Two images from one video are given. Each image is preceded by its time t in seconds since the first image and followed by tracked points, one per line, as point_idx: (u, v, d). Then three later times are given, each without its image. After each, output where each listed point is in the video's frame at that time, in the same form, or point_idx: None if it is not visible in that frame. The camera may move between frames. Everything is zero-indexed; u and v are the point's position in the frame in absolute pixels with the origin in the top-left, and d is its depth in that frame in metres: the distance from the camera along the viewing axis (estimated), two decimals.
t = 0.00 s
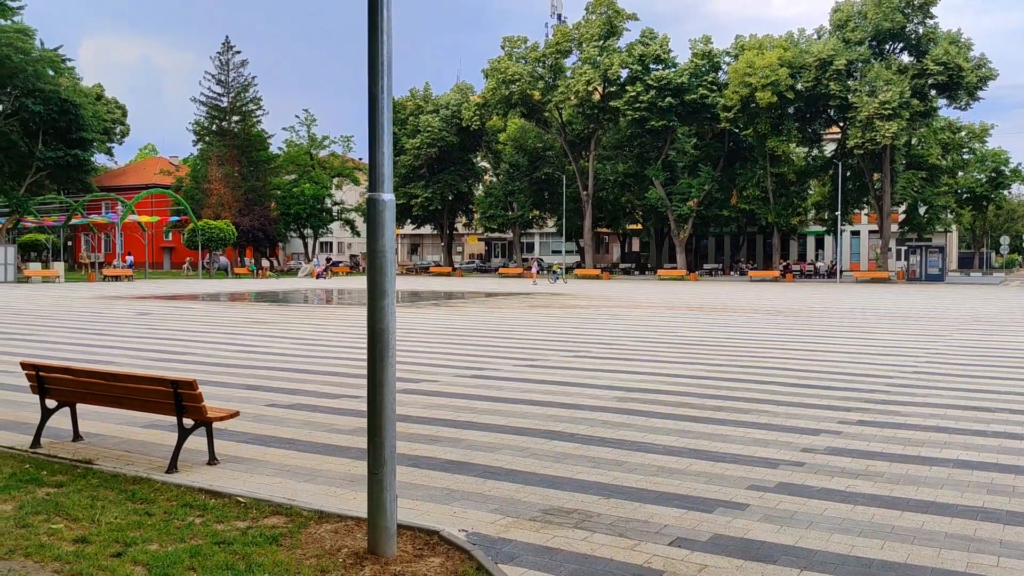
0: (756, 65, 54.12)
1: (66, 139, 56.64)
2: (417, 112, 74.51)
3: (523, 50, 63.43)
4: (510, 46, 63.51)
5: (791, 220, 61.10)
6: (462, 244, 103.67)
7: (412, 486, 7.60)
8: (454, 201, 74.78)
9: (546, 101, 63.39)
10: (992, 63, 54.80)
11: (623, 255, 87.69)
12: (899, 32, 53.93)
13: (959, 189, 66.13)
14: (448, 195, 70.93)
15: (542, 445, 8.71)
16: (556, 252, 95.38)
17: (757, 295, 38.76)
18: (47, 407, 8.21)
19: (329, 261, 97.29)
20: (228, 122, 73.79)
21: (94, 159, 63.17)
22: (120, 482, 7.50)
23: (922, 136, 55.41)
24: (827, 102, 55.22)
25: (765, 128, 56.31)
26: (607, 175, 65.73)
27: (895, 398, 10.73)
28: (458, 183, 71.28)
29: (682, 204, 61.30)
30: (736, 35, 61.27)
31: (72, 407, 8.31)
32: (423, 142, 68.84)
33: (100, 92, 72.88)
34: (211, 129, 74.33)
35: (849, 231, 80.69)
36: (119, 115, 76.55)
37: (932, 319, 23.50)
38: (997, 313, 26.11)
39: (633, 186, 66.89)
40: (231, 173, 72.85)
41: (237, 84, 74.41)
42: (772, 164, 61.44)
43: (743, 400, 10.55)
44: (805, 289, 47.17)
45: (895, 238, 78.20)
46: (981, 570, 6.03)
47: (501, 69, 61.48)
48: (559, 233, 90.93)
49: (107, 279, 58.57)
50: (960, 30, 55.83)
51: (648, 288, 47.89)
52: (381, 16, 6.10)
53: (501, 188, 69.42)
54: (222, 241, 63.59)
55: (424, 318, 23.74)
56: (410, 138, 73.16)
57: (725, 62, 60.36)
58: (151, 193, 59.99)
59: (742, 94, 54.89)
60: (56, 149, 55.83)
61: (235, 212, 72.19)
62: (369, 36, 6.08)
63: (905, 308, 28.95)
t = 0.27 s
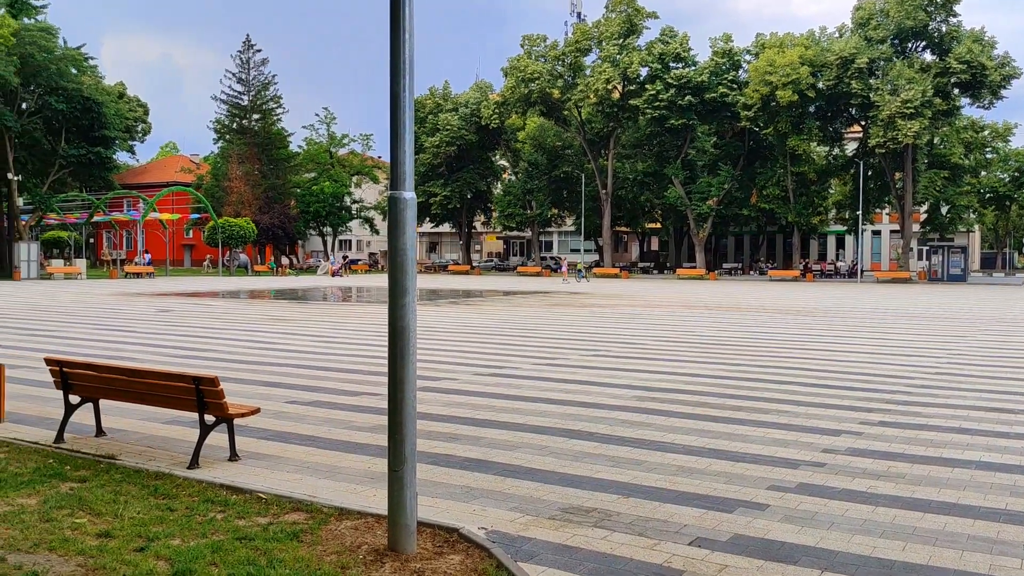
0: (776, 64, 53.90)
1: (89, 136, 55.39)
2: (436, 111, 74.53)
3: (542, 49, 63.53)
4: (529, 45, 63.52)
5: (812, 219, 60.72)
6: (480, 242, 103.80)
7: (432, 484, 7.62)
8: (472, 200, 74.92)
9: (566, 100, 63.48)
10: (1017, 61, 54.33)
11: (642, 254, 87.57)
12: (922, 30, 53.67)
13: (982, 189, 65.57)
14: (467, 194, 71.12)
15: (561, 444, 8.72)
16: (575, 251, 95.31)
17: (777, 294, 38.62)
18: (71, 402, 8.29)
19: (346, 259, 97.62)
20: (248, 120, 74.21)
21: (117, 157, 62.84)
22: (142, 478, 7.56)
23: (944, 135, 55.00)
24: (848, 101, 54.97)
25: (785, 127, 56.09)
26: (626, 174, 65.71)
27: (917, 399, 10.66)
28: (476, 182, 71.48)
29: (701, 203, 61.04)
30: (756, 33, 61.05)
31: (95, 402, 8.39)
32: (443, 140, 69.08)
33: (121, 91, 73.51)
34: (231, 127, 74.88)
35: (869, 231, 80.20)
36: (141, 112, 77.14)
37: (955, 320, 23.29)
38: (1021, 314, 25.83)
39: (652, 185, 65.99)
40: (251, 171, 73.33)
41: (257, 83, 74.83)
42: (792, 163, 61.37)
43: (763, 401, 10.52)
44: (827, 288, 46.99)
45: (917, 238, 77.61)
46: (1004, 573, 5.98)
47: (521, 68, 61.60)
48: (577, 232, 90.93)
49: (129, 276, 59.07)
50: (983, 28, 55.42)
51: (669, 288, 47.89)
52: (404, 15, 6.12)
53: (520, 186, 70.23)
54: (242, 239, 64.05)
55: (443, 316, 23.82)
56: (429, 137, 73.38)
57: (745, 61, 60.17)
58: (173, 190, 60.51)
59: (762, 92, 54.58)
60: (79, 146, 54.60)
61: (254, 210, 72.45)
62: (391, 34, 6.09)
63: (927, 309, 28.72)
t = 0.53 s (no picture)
0: (797, 62, 53.55)
1: (111, 135, 55.85)
2: (455, 109, 74.58)
3: (562, 47, 63.55)
4: (549, 44, 63.57)
5: (833, 218, 60.17)
6: (499, 241, 103.81)
7: (452, 482, 7.64)
8: (491, 198, 75.00)
9: (585, 98, 63.42)
10: None
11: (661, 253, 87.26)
12: (945, 28, 53.30)
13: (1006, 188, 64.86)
14: (485, 192, 71.22)
15: (580, 443, 8.71)
16: (593, 250, 95.15)
17: (797, 293, 38.45)
18: (93, 398, 8.36)
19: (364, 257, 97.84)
20: (269, 119, 74.75)
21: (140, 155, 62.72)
22: (164, 473, 7.62)
23: (967, 133, 54.48)
24: (870, 100, 54.60)
25: (806, 125, 55.74)
26: (646, 172, 65.56)
27: (939, 400, 10.57)
28: (495, 180, 71.56)
29: (721, 202, 60.52)
30: (777, 31, 60.72)
31: (118, 398, 8.46)
32: (462, 138, 69.15)
33: (143, 90, 74.08)
34: (251, 125, 75.15)
35: (890, 230, 79.56)
36: (163, 111, 77.71)
37: (977, 320, 23.08)
38: None
39: (672, 184, 65.53)
40: (271, 169, 73.76)
41: (277, 82, 75.16)
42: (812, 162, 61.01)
43: (783, 401, 10.49)
44: (850, 288, 46.69)
45: (939, 238, 76.90)
46: None
47: (540, 66, 61.59)
48: (596, 230, 90.79)
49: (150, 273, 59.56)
50: (1008, 25, 54.87)
51: (689, 287, 47.77)
52: (425, 13, 6.11)
53: (539, 185, 70.74)
54: (262, 237, 64.53)
55: (461, 315, 23.87)
56: (448, 135, 73.51)
57: (766, 59, 59.77)
58: (194, 188, 60.93)
59: (783, 91, 54.31)
60: (101, 144, 55.06)
61: (274, 208, 73.25)
62: (412, 33, 6.09)
63: (949, 309, 28.46)
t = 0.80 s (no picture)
0: (817, 60, 53.33)
1: (133, 133, 55.90)
2: (474, 108, 74.73)
3: (581, 46, 63.65)
4: (567, 42, 63.63)
5: (853, 218, 59.70)
6: (516, 240, 103.89)
7: (470, 479, 7.66)
8: (509, 197, 75.13)
9: (603, 97, 63.45)
10: None
11: (679, 252, 86.97)
12: (967, 26, 53.05)
13: None
14: (504, 190, 71.36)
15: (598, 441, 8.73)
16: (611, 248, 95.01)
17: (818, 293, 38.22)
18: (116, 394, 8.44)
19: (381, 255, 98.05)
20: (288, 117, 74.81)
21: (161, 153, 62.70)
22: (185, 469, 7.68)
23: (990, 133, 54.00)
24: (891, 98, 54.26)
25: (826, 124, 55.45)
26: (664, 171, 65.49)
27: (961, 402, 10.50)
28: (513, 179, 71.69)
29: (740, 201, 60.57)
30: (797, 29, 60.42)
31: (139, 394, 8.55)
32: (480, 137, 69.21)
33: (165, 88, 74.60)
34: (271, 124, 75.46)
35: (911, 229, 79.00)
36: (183, 109, 78.28)
37: (1000, 320, 22.85)
38: None
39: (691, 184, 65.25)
40: (290, 167, 74.13)
41: (297, 80, 75.42)
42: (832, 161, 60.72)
43: (802, 401, 10.46)
44: (873, 288, 46.24)
45: (960, 238, 76.23)
46: None
47: (558, 65, 61.75)
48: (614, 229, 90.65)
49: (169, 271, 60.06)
50: None
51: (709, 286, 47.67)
52: (445, 15, 6.11)
53: (558, 184, 70.62)
54: (281, 235, 64.89)
55: (478, 313, 23.92)
56: (466, 134, 73.68)
57: (785, 58, 59.38)
58: (213, 186, 61.30)
59: (803, 89, 54.18)
60: (122, 142, 55.21)
61: (293, 206, 72.96)
62: (433, 33, 6.10)
63: (971, 309, 28.19)
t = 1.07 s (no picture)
0: (837, 58, 53.07)
1: (154, 132, 56.30)
2: (492, 106, 74.76)
3: (599, 45, 63.58)
4: (585, 40, 63.51)
5: (873, 217, 59.19)
6: (534, 238, 104.02)
7: (489, 478, 7.68)
8: (527, 196, 75.17)
9: (622, 95, 63.33)
10: None
11: (697, 251, 86.71)
12: (989, 23, 52.56)
13: None
14: (521, 189, 71.41)
15: (616, 440, 8.73)
16: (629, 247, 94.88)
17: (838, 293, 38.00)
18: (137, 391, 8.51)
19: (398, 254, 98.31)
20: (307, 116, 75.71)
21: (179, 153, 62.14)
22: (205, 466, 7.73)
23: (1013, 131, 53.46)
24: (912, 96, 53.82)
25: (846, 122, 55.03)
26: (682, 170, 65.33)
27: (982, 402, 10.43)
28: (531, 178, 71.72)
29: (759, 200, 60.20)
30: (817, 28, 60.10)
31: (161, 391, 8.62)
32: (498, 136, 69.22)
33: (185, 87, 75.15)
34: (290, 123, 76.12)
35: (931, 228, 78.38)
36: (203, 108, 78.84)
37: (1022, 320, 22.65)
38: None
39: (709, 182, 64.94)
40: (309, 167, 74.42)
41: (316, 79, 76.30)
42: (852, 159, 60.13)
43: (821, 401, 10.42)
44: (895, 288, 45.87)
45: (982, 238, 75.54)
46: None
47: (577, 63, 61.73)
48: (632, 228, 90.53)
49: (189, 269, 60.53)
50: None
51: (729, 285, 47.49)
52: (465, 14, 6.13)
53: (575, 182, 70.40)
54: (301, 233, 65.23)
55: (495, 312, 23.96)
56: (484, 133, 73.74)
57: (805, 56, 59.15)
58: (233, 185, 61.70)
59: (823, 88, 53.94)
60: (143, 141, 55.60)
61: (312, 204, 73.72)
62: (453, 31, 6.12)
63: (994, 309, 27.92)
